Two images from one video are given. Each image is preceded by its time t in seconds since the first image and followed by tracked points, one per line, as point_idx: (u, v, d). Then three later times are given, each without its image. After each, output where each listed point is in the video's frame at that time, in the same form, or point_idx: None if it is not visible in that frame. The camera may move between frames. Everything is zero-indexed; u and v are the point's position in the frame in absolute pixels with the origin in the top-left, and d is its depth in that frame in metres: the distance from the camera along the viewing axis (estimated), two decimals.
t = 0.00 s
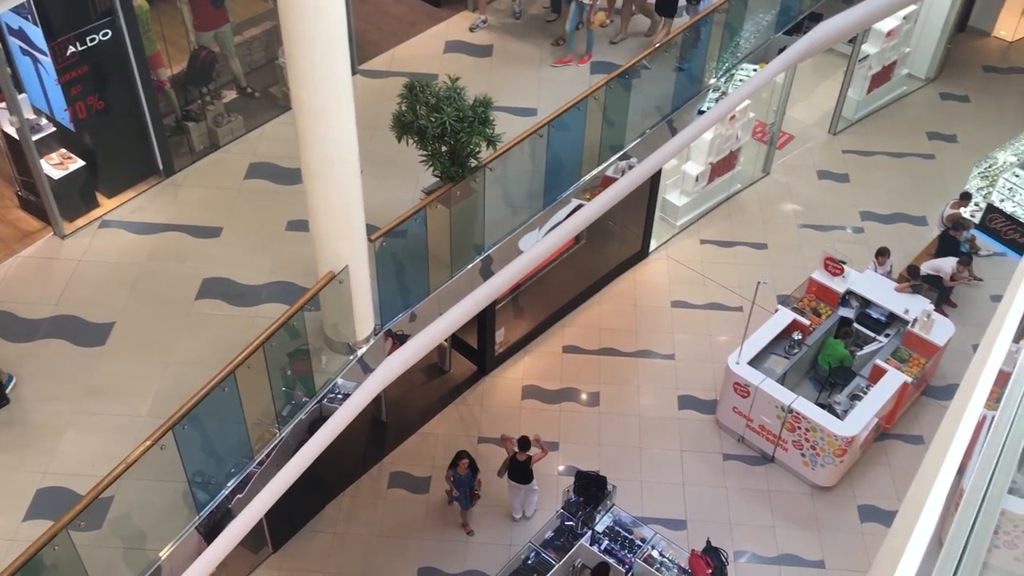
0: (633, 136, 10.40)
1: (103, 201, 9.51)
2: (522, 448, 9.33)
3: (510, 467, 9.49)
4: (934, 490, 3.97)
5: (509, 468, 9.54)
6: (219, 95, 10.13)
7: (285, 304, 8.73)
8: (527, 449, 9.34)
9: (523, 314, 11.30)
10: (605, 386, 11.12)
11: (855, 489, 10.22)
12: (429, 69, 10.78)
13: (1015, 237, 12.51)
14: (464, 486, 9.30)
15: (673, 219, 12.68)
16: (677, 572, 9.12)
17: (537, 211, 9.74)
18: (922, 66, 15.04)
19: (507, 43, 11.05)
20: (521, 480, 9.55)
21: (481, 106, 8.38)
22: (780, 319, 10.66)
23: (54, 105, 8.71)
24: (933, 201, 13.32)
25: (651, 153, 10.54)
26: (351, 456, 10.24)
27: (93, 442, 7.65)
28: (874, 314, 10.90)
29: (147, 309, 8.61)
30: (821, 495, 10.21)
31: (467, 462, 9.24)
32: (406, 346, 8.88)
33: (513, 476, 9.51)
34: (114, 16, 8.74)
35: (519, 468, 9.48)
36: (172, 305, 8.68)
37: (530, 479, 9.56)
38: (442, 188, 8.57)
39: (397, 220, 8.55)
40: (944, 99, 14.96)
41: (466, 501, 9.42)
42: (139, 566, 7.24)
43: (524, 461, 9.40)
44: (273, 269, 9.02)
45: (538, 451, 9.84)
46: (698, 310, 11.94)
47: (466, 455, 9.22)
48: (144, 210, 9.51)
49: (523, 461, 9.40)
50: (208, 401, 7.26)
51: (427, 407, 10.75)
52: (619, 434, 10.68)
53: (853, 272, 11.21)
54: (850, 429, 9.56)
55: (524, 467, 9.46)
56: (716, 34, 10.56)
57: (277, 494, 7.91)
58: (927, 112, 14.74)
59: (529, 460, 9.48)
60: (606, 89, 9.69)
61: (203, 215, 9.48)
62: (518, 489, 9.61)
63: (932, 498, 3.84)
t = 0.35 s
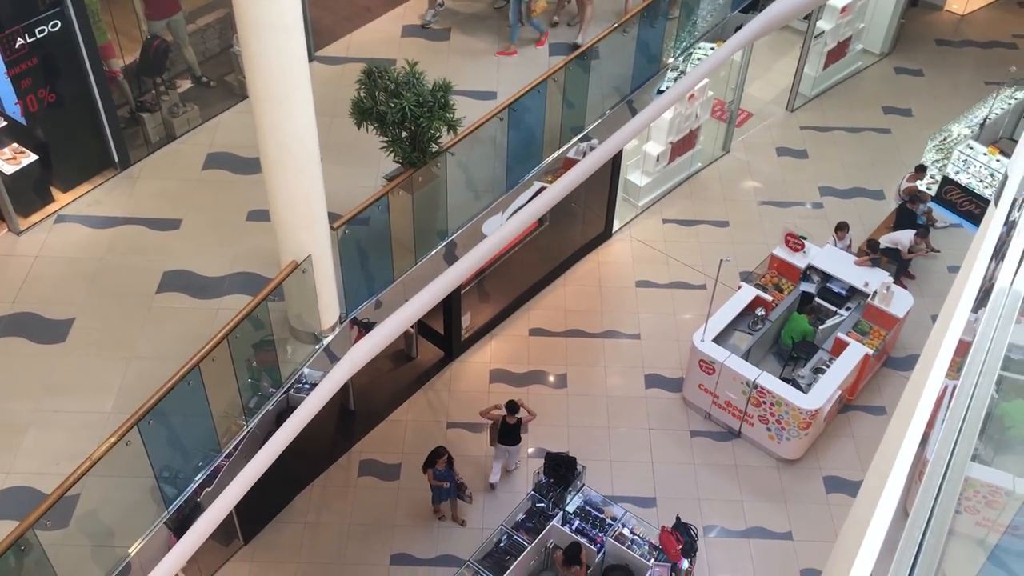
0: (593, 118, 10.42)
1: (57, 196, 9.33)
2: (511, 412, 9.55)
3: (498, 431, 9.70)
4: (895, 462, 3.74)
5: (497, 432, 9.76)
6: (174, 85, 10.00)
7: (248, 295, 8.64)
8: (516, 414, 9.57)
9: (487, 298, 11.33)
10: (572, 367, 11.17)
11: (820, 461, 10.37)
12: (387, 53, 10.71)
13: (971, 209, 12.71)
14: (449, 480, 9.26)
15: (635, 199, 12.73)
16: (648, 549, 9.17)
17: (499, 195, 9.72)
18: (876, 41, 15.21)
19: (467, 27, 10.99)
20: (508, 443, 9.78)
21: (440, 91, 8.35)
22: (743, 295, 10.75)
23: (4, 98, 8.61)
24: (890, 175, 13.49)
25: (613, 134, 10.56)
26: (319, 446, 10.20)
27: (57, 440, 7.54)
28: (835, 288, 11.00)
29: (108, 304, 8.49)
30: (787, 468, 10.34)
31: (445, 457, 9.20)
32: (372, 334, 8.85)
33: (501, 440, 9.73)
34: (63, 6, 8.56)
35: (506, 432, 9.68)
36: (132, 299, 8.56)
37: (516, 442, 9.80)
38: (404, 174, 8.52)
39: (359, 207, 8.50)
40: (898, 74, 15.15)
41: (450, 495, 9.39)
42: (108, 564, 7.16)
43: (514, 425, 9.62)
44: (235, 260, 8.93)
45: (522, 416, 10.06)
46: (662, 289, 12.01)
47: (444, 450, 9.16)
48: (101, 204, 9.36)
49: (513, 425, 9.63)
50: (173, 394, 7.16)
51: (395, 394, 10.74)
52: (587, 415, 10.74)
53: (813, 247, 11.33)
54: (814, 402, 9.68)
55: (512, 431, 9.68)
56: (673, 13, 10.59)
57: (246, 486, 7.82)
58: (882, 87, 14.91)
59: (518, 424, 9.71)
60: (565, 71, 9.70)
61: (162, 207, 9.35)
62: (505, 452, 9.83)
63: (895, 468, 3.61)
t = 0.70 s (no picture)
0: (569, 108, 10.43)
1: (30, 198, 9.23)
2: (507, 386, 9.71)
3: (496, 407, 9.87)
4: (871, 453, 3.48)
5: (495, 408, 9.93)
6: (145, 83, 9.92)
7: (226, 294, 8.57)
8: (513, 387, 9.73)
9: (467, 292, 11.33)
10: (553, 358, 11.19)
11: (801, 445, 10.44)
12: (360, 48, 10.65)
13: (945, 191, 12.82)
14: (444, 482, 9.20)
15: (612, 189, 12.76)
16: (632, 537, 9.18)
17: (476, 188, 9.70)
18: (848, 27, 15.29)
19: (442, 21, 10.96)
20: (507, 417, 9.96)
21: (415, 84, 8.29)
22: (722, 282, 10.79)
23: None
24: (864, 160, 13.58)
25: (588, 124, 10.57)
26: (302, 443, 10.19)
27: (35, 444, 7.47)
28: (812, 274, 11.18)
29: (84, 306, 8.41)
30: (768, 453, 10.41)
31: (443, 460, 9.12)
32: (353, 330, 8.78)
33: (500, 415, 9.91)
34: (31, 6, 8.46)
35: (504, 406, 9.84)
36: (109, 300, 8.49)
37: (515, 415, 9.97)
38: (380, 168, 8.48)
39: (336, 203, 8.46)
40: (870, 59, 15.25)
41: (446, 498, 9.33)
42: (91, 567, 7.11)
43: (511, 399, 9.78)
44: (211, 258, 8.86)
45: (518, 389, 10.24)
46: (641, 278, 12.05)
47: (442, 453, 9.09)
48: (74, 205, 9.27)
49: (510, 399, 9.79)
50: (152, 396, 7.12)
51: (376, 389, 10.74)
52: (569, 405, 10.77)
53: (790, 233, 11.40)
54: (794, 387, 9.75)
55: (510, 405, 9.85)
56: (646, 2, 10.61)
57: (228, 485, 7.78)
58: (855, 72, 15.00)
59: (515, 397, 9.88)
60: (540, 62, 9.69)
61: (136, 207, 9.26)
62: (505, 426, 10.02)
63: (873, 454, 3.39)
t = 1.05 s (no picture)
0: (552, 107, 10.43)
1: (11, 204, 9.16)
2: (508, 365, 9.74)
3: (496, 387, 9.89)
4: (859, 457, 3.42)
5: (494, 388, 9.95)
6: (126, 87, 9.83)
7: (212, 297, 8.50)
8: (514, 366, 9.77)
9: (453, 292, 11.26)
10: (540, 357, 11.20)
11: (789, 439, 10.48)
12: (341, 48, 10.61)
13: (927, 184, 12.90)
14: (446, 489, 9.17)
15: (597, 187, 12.78)
16: (622, 535, 9.21)
17: (461, 187, 9.68)
18: (829, 22, 15.36)
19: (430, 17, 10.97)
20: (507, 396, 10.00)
21: (398, 84, 8.31)
22: (707, 279, 10.83)
23: None
24: (847, 154, 13.65)
25: (572, 122, 10.58)
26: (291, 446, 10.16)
27: (21, 452, 7.41)
28: (797, 269, 11.17)
29: (68, 312, 8.35)
30: (756, 447, 10.44)
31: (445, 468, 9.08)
32: (340, 331, 8.77)
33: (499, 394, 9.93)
34: (9, 11, 8.40)
35: (505, 385, 9.88)
36: (93, 306, 8.43)
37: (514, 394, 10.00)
38: (365, 169, 8.47)
39: (320, 204, 8.43)
40: (851, 54, 15.33)
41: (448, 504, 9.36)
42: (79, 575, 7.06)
43: (511, 377, 9.82)
44: (196, 262, 8.79)
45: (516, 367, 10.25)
46: (626, 276, 12.06)
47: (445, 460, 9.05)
48: (57, 210, 9.20)
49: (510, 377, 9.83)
50: (139, 401, 7.07)
51: (364, 391, 10.71)
52: (558, 403, 10.78)
53: (774, 229, 11.45)
54: (781, 381, 9.79)
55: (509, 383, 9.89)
56: None
57: (216, 490, 7.73)
58: (836, 67, 15.07)
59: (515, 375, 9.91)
60: (523, 61, 9.69)
61: (119, 211, 9.20)
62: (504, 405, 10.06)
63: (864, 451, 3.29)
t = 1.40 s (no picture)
0: (536, 114, 10.45)
1: None
2: (511, 355, 10.01)
3: (500, 378, 10.14)
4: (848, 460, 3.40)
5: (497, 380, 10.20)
6: (108, 98, 9.79)
7: (197, 308, 8.45)
8: (517, 357, 10.03)
9: (440, 300, 11.27)
10: (526, 365, 11.20)
11: (776, 443, 10.51)
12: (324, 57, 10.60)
13: (909, 188, 12.97)
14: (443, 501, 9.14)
15: (582, 194, 12.81)
16: (611, 541, 9.19)
17: (446, 195, 9.68)
18: (810, 28, 15.46)
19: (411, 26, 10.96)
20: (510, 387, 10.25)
21: (381, 93, 8.29)
22: (692, 284, 10.85)
23: None
24: (830, 159, 13.71)
25: (556, 130, 10.60)
26: (278, 457, 10.12)
27: (5, 467, 7.34)
28: (781, 273, 11.22)
29: (51, 326, 8.28)
30: (743, 452, 10.46)
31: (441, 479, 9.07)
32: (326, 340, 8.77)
33: (503, 386, 10.17)
34: None
35: (506, 376, 10.13)
36: (77, 318, 8.37)
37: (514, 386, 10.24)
38: (349, 178, 8.45)
39: (305, 214, 8.40)
40: (832, 59, 15.42)
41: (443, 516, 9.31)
42: None
43: (514, 367, 10.09)
44: (180, 274, 8.74)
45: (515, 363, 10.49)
46: (612, 282, 12.08)
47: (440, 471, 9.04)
48: (39, 223, 9.13)
49: (512, 367, 10.09)
50: (123, 414, 7.02)
51: (351, 401, 10.68)
52: (545, 410, 10.78)
53: (758, 233, 11.50)
54: (767, 385, 9.81)
55: (512, 374, 10.15)
56: (610, 7, 10.66)
57: (203, 501, 7.69)
58: (817, 72, 15.16)
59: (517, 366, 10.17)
60: (506, 69, 9.69)
61: (102, 222, 9.13)
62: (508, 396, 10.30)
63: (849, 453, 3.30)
